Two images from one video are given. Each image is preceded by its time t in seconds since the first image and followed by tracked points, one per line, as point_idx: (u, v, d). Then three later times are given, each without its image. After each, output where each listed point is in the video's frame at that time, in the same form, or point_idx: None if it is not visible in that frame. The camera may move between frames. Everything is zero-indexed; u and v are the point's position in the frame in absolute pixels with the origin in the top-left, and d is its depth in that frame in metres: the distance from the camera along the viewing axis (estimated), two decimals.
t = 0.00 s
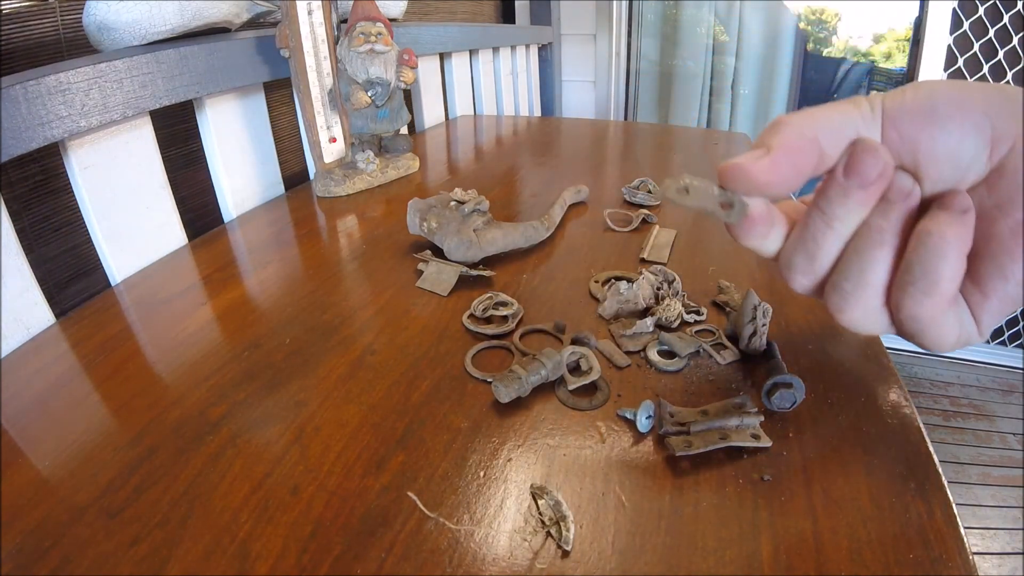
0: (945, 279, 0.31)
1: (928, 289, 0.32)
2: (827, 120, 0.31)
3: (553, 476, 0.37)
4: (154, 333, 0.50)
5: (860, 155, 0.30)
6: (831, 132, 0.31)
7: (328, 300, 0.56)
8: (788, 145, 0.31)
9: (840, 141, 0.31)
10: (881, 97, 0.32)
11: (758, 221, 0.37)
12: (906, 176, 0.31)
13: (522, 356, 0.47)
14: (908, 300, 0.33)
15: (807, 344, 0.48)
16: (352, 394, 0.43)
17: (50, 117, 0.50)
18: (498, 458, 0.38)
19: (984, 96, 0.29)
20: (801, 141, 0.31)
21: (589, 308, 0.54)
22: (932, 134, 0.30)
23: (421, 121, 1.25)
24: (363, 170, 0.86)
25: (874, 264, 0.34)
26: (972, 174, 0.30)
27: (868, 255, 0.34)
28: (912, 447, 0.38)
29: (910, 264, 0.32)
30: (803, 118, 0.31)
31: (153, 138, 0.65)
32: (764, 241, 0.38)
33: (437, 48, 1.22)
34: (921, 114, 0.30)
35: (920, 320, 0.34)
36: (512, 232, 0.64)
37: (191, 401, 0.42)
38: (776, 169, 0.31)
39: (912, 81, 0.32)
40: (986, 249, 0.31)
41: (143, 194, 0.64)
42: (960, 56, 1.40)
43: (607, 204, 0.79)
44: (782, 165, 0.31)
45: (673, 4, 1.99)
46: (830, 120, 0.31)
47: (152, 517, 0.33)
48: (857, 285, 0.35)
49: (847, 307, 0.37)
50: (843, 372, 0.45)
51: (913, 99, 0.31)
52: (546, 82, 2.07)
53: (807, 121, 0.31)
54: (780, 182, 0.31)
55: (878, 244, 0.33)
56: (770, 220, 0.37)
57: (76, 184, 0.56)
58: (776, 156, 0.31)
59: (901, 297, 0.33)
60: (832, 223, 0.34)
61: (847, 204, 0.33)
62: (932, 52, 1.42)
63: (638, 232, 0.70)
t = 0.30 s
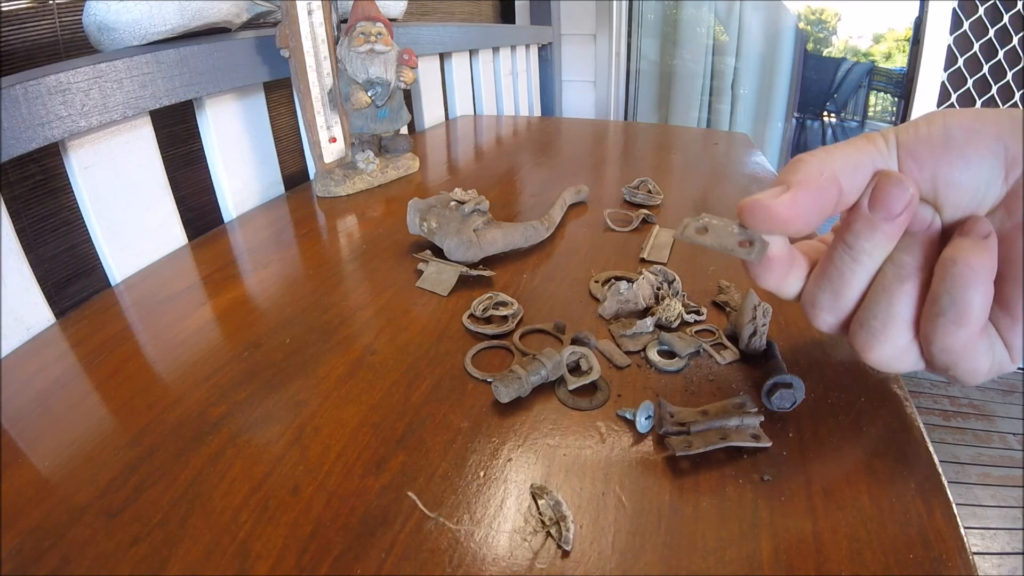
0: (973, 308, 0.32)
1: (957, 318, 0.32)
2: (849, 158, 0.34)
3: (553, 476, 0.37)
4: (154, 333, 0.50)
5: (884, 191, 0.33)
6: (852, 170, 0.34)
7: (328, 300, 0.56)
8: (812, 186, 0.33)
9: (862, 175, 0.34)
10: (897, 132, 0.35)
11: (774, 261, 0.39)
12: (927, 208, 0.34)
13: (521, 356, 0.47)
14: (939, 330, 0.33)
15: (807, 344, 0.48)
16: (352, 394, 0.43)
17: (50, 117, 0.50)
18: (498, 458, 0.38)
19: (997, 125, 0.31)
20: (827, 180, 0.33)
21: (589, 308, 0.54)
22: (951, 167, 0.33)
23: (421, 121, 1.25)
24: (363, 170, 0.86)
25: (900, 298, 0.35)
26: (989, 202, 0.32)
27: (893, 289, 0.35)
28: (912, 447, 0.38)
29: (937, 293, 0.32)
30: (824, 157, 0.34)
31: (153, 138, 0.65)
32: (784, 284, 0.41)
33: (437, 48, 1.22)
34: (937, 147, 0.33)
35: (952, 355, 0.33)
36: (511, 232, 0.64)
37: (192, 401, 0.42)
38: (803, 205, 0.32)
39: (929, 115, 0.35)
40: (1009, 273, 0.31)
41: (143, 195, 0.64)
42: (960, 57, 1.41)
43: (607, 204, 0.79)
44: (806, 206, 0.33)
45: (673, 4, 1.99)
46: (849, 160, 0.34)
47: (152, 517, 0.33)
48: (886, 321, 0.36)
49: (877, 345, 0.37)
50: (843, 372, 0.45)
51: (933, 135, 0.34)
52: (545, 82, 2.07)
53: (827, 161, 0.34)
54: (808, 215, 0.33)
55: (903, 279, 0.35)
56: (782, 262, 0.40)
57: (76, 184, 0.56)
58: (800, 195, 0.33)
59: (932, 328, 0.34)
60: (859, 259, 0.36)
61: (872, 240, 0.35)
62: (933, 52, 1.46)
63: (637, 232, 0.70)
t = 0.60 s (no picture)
0: (988, 332, 0.32)
1: (970, 346, 0.33)
2: (855, 180, 0.34)
3: (553, 476, 0.37)
4: (154, 333, 0.50)
5: (891, 210, 0.33)
6: (857, 193, 0.34)
7: (328, 300, 0.56)
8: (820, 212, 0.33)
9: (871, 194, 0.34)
10: (906, 143, 0.35)
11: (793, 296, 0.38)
12: (936, 222, 0.33)
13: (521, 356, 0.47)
14: (952, 352, 0.33)
15: (807, 344, 0.48)
16: (352, 394, 0.43)
17: (50, 117, 0.50)
18: (498, 458, 0.38)
19: (1010, 135, 0.31)
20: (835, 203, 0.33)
21: (589, 308, 0.54)
22: (961, 177, 0.33)
23: (422, 121, 1.25)
24: (363, 170, 0.86)
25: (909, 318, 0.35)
26: (1004, 212, 0.32)
27: (903, 306, 0.35)
28: (912, 447, 0.38)
29: (953, 315, 0.33)
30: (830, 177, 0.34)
31: (153, 138, 0.65)
32: (793, 316, 0.39)
33: (437, 48, 1.22)
34: (949, 158, 0.33)
35: (961, 375, 0.34)
36: (511, 232, 0.64)
37: (192, 401, 0.42)
38: (813, 234, 0.32)
39: (937, 124, 0.35)
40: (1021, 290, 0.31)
41: (142, 195, 0.64)
42: (960, 57, 1.41)
43: (607, 204, 0.79)
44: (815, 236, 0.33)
45: (673, 5, 1.99)
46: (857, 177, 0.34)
47: (153, 517, 0.33)
48: (897, 338, 0.36)
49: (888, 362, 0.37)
50: (842, 372, 0.45)
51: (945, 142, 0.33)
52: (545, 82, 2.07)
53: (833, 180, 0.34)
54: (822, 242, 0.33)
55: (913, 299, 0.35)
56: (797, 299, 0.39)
57: (76, 184, 0.56)
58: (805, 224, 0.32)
59: (945, 350, 0.34)
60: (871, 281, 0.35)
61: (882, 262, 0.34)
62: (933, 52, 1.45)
63: (637, 232, 0.70)
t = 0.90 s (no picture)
0: (990, 333, 0.30)
1: (972, 348, 0.31)
2: (857, 139, 0.29)
3: (553, 476, 0.37)
4: (153, 333, 0.50)
5: (879, 189, 0.27)
6: (861, 153, 0.29)
7: (328, 300, 0.56)
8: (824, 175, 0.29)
9: (869, 165, 0.29)
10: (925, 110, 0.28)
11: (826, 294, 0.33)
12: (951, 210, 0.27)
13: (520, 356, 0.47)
14: (951, 353, 0.32)
15: (807, 343, 0.48)
16: (352, 394, 0.43)
17: (51, 117, 0.50)
18: (498, 458, 0.38)
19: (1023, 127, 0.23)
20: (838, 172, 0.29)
21: (589, 308, 0.54)
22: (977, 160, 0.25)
23: (422, 121, 1.25)
24: (363, 170, 0.86)
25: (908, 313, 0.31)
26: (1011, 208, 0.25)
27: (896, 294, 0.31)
28: (912, 447, 0.38)
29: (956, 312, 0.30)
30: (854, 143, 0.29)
31: (153, 138, 0.65)
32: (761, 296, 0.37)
33: (437, 48, 1.22)
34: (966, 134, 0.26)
35: (957, 375, 0.32)
36: (511, 232, 0.64)
37: (192, 401, 0.42)
38: (798, 190, 0.28)
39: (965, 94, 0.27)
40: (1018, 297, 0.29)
41: (142, 195, 0.64)
42: (960, 56, 1.42)
43: (607, 204, 0.79)
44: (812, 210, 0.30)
45: (673, 5, 1.99)
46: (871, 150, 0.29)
47: (153, 518, 0.33)
48: (892, 320, 0.32)
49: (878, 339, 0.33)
50: (843, 372, 0.45)
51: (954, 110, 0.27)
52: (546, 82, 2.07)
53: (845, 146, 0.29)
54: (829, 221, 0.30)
55: (914, 272, 0.29)
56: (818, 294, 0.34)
57: (76, 184, 0.56)
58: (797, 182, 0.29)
59: (943, 346, 0.32)
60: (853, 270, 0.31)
61: (867, 251, 0.29)
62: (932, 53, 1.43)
63: (638, 232, 0.70)
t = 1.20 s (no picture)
0: None
1: None
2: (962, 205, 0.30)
3: (553, 476, 0.37)
4: (154, 333, 0.50)
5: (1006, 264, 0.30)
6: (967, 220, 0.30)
7: (328, 300, 0.56)
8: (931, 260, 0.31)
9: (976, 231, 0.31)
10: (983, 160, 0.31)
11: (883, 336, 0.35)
12: None
13: (519, 356, 0.47)
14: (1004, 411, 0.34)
15: (807, 343, 0.48)
16: (352, 394, 0.43)
17: (51, 117, 0.50)
18: (498, 458, 0.38)
19: None
20: (944, 249, 0.31)
21: (589, 308, 0.54)
22: None
23: (422, 121, 1.25)
24: (363, 170, 0.86)
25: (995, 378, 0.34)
26: None
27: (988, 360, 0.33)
28: (912, 447, 0.38)
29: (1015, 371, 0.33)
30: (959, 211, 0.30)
31: (153, 138, 0.65)
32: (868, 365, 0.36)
33: (437, 48, 1.22)
34: None
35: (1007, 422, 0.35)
36: (511, 232, 0.64)
37: (192, 401, 0.42)
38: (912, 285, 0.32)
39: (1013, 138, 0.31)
40: None
41: (142, 195, 0.64)
42: (960, 57, 1.38)
43: (607, 204, 0.79)
44: (921, 286, 0.32)
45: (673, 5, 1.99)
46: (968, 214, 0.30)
47: (153, 518, 0.33)
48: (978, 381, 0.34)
49: (960, 405, 0.36)
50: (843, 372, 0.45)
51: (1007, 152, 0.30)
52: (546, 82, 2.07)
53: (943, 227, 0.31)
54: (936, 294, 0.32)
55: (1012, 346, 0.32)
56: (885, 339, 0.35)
57: (76, 184, 0.56)
58: (911, 278, 0.32)
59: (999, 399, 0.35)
60: (967, 349, 0.33)
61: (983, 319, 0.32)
62: (932, 52, 1.40)
63: (637, 232, 0.70)
